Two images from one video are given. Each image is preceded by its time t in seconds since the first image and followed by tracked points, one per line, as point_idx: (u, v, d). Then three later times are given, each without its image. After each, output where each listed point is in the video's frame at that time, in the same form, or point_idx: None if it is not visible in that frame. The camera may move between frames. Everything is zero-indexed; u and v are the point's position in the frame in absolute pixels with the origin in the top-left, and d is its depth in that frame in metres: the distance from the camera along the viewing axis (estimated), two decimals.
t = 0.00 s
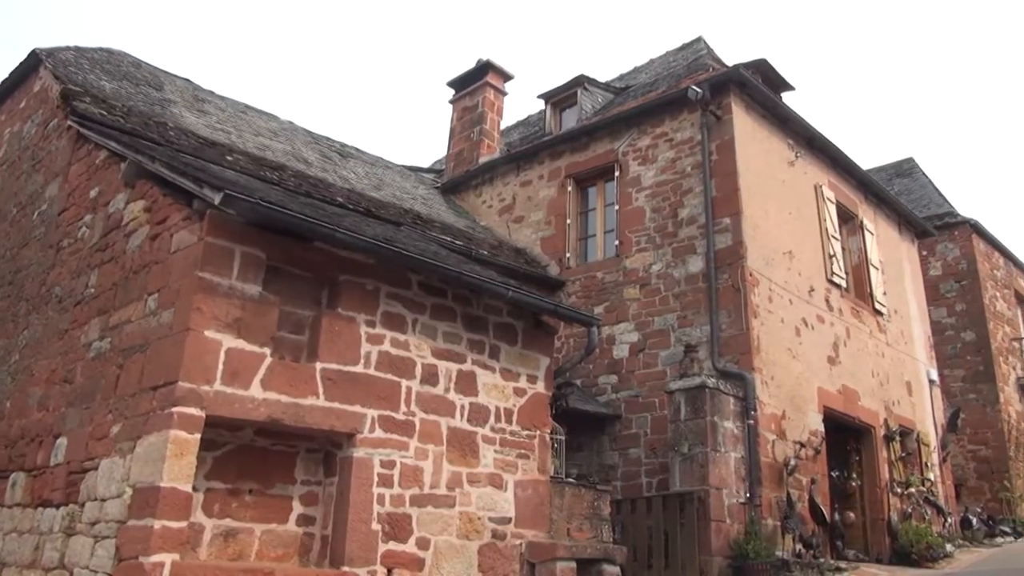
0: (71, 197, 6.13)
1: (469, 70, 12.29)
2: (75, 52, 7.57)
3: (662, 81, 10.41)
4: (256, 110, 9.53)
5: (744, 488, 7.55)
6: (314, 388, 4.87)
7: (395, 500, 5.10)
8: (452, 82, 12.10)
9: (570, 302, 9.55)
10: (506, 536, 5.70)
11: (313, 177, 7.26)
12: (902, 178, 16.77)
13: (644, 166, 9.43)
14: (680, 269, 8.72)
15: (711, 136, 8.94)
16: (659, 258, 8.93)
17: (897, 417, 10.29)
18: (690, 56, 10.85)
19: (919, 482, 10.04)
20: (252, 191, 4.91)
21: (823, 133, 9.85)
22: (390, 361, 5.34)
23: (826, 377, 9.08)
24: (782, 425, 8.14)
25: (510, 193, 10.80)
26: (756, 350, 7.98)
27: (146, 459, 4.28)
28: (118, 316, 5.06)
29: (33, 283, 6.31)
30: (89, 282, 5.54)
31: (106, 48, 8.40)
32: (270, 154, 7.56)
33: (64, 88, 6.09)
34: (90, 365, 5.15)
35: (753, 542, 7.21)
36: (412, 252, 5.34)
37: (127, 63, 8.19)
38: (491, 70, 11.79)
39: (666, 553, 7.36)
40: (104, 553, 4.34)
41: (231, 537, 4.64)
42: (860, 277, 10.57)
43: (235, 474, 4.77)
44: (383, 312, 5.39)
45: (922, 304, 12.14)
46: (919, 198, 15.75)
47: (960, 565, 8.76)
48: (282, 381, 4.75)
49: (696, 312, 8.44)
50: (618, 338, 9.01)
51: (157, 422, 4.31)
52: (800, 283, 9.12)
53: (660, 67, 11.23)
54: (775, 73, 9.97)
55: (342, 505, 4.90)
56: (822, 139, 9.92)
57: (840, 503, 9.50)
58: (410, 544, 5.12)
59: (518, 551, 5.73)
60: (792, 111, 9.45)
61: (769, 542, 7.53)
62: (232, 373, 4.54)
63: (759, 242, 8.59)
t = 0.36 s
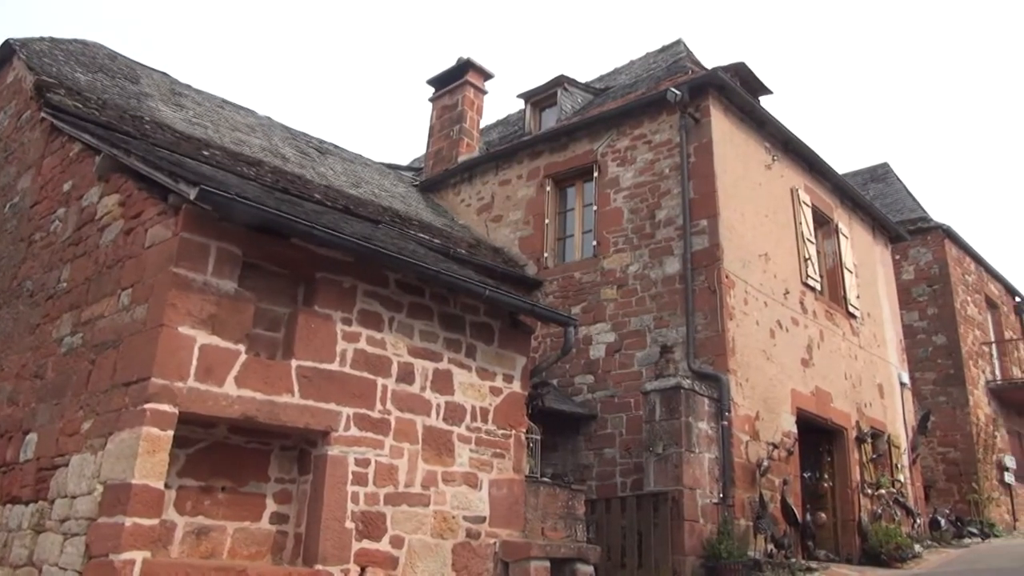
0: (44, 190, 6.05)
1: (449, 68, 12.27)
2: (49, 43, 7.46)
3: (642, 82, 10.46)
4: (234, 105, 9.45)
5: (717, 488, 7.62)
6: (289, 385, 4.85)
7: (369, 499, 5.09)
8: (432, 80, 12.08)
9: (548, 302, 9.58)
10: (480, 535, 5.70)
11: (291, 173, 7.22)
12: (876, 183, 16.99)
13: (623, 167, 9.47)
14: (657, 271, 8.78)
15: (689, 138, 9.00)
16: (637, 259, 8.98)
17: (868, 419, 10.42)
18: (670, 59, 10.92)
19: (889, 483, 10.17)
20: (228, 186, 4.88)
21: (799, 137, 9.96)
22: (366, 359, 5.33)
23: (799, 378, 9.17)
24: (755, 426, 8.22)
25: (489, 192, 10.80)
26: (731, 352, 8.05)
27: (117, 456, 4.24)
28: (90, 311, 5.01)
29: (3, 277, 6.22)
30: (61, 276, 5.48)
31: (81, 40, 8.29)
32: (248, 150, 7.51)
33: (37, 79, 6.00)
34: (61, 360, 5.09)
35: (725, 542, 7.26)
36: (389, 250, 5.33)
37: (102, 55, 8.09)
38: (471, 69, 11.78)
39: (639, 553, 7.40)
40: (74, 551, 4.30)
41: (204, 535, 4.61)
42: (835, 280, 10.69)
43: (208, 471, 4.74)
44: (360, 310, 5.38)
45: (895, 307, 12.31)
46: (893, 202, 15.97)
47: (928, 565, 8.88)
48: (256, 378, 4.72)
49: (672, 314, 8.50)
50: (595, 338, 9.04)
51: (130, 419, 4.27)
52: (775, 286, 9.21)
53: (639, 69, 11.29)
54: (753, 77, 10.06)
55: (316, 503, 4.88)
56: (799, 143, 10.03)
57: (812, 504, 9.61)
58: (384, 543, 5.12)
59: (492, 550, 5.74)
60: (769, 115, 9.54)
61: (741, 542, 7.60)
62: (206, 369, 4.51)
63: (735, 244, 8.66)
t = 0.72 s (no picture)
0: (10, 181, 5.94)
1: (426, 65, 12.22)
2: (17, 31, 7.32)
3: (618, 84, 10.50)
4: (207, 98, 9.34)
5: (687, 488, 7.68)
6: (259, 383, 4.81)
7: (339, 497, 5.06)
8: (409, 77, 12.03)
9: (522, 301, 9.58)
10: (451, 534, 5.69)
11: (264, 168, 7.15)
12: (847, 188, 17.22)
13: (598, 168, 9.51)
14: (630, 271, 8.82)
15: (664, 140, 9.06)
16: (611, 260, 9.02)
17: (836, 420, 10.55)
18: (646, 61, 10.96)
19: (855, 483, 10.32)
20: (199, 180, 4.82)
21: (772, 141, 10.05)
22: (338, 357, 5.30)
23: (769, 380, 9.27)
24: (725, 426, 8.29)
25: (464, 190, 10.78)
26: (702, 352, 8.12)
27: (82, 453, 4.18)
28: (56, 305, 4.93)
29: None
30: (27, 269, 5.38)
31: (50, 29, 8.14)
32: (220, 144, 7.42)
33: (4, 67, 5.88)
34: (26, 355, 5.00)
35: (694, 541, 7.30)
36: (363, 247, 5.30)
37: (72, 45, 7.96)
38: (448, 67, 11.75)
39: (609, 552, 7.43)
40: (36, 549, 4.22)
41: (170, 533, 4.56)
42: (805, 283, 10.82)
43: (176, 469, 4.68)
44: (332, 307, 5.34)
45: (863, 310, 12.48)
46: (862, 207, 16.19)
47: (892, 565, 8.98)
48: (226, 375, 4.67)
49: (645, 314, 8.55)
50: (568, 338, 9.06)
51: (95, 415, 4.21)
52: (746, 288, 9.30)
53: (616, 71, 11.34)
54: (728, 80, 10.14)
55: (286, 502, 4.84)
56: (771, 147, 10.13)
57: (778, 504, 9.67)
58: (354, 542, 5.09)
59: (463, 549, 5.73)
60: (743, 118, 9.62)
61: (710, 541, 7.66)
62: (175, 365, 4.46)
63: (708, 246, 8.73)
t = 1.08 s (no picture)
0: None
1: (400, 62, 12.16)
2: None
3: (591, 85, 10.54)
4: (176, 90, 9.20)
5: (654, 487, 7.73)
6: (225, 379, 4.75)
7: (306, 496, 5.02)
8: (382, 74, 11.96)
9: (493, 301, 9.57)
10: (419, 533, 5.67)
11: (233, 162, 7.07)
12: (814, 193, 17.45)
13: (571, 168, 9.53)
14: (601, 272, 8.86)
15: (636, 142, 9.11)
16: (582, 260, 9.05)
17: (801, 421, 10.69)
18: (620, 62, 11.01)
19: (818, 483, 10.48)
20: (167, 173, 4.76)
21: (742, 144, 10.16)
22: (306, 354, 5.25)
23: (736, 381, 9.36)
24: (693, 427, 8.37)
25: (437, 188, 10.75)
26: (671, 353, 8.18)
27: (42, 449, 4.10)
28: (17, 298, 4.83)
29: None
30: None
31: (14, 16, 7.97)
32: (189, 137, 7.32)
33: None
34: None
35: (661, 540, 7.35)
36: (333, 244, 5.26)
37: (37, 33, 7.79)
38: (422, 64, 11.70)
39: (577, 551, 7.46)
40: None
41: (132, 532, 4.49)
42: (773, 286, 10.94)
43: (139, 466, 4.61)
44: (301, 304, 5.30)
45: (829, 313, 12.65)
46: (829, 211, 16.42)
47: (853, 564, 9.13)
48: (192, 371, 4.61)
49: (615, 314, 8.59)
50: (539, 337, 9.07)
51: (56, 411, 4.13)
52: (715, 289, 9.39)
53: (589, 72, 11.38)
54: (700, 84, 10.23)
55: (251, 500, 4.79)
56: (741, 150, 10.23)
57: (744, 504, 9.80)
58: (321, 541, 5.06)
59: (430, 547, 5.71)
60: (715, 122, 9.71)
61: (676, 540, 7.72)
62: (139, 362, 4.39)
63: (678, 248, 8.80)
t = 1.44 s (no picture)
0: None
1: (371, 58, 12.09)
2: None
3: (562, 86, 10.58)
4: (143, 82, 9.07)
5: (619, 487, 7.78)
6: (189, 376, 4.70)
7: (270, 495, 4.98)
8: (353, 70, 11.88)
9: (462, 300, 9.57)
10: (384, 532, 5.65)
11: (201, 156, 6.98)
12: (781, 197, 17.69)
13: (541, 169, 9.56)
14: (570, 272, 8.90)
15: (606, 143, 9.17)
16: (551, 260, 9.08)
17: (765, 422, 10.83)
18: (591, 64, 11.06)
19: (781, 484, 10.61)
20: (132, 167, 4.69)
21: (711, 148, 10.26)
22: (272, 351, 5.21)
23: (702, 382, 9.46)
24: (659, 427, 8.43)
25: (407, 186, 10.71)
26: (638, 354, 8.24)
27: None
28: None
29: None
30: None
31: None
32: (156, 130, 7.21)
33: None
34: None
35: (626, 540, 7.41)
36: (300, 241, 5.23)
37: None
38: (393, 61, 11.64)
39: (542, 551, 7.48)
40: None
41: (91, 530, 4.42)
42: (739, 289, 11.07)
43: (99, 464, 4.54)
44: (267, 301, 5.25)
45: (794, 316, 12.82)
46: (796, 216, 16.65)
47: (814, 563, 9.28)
48: (155, 367, 4.55)
49: (584, 315, 8.63)
50: (507, 337, 9.08)
51: (14, 407, 4.05)
52: (682, 291, 9.47)
53: (561, 73, 11.41)
54: (670, 87, 10.32)
55: (214, 499, 4.74)
56: (710, 154, 10.34)
57: (709, 504, 9.92)
58: (284, 540, 5.02)
59: (395, 547, 5.69)
60: (684, 125, 9.80)
61: (641, 540, 7.78)
62: (101, 357, 4.32)
63: (647, 250, 8.87)
